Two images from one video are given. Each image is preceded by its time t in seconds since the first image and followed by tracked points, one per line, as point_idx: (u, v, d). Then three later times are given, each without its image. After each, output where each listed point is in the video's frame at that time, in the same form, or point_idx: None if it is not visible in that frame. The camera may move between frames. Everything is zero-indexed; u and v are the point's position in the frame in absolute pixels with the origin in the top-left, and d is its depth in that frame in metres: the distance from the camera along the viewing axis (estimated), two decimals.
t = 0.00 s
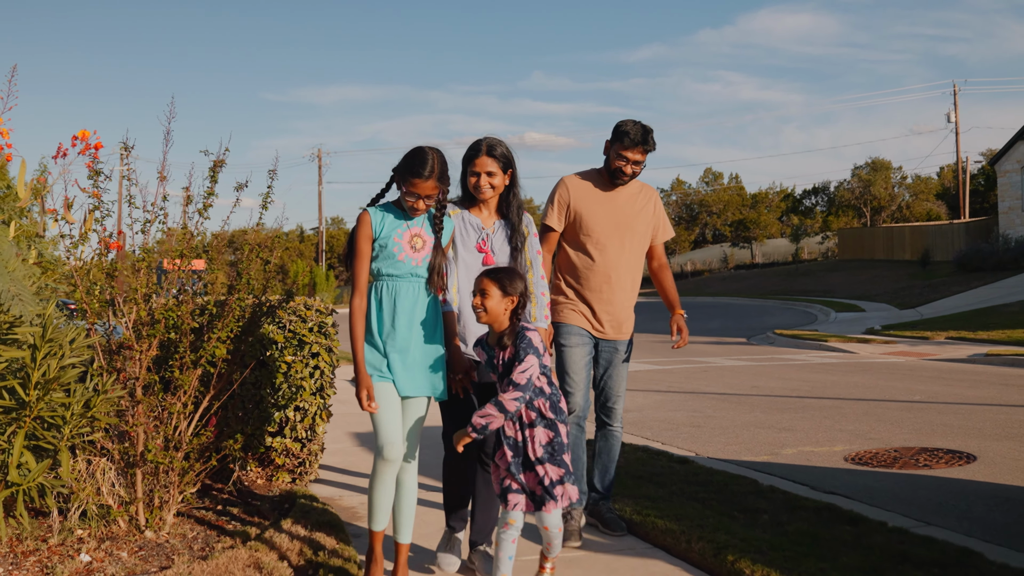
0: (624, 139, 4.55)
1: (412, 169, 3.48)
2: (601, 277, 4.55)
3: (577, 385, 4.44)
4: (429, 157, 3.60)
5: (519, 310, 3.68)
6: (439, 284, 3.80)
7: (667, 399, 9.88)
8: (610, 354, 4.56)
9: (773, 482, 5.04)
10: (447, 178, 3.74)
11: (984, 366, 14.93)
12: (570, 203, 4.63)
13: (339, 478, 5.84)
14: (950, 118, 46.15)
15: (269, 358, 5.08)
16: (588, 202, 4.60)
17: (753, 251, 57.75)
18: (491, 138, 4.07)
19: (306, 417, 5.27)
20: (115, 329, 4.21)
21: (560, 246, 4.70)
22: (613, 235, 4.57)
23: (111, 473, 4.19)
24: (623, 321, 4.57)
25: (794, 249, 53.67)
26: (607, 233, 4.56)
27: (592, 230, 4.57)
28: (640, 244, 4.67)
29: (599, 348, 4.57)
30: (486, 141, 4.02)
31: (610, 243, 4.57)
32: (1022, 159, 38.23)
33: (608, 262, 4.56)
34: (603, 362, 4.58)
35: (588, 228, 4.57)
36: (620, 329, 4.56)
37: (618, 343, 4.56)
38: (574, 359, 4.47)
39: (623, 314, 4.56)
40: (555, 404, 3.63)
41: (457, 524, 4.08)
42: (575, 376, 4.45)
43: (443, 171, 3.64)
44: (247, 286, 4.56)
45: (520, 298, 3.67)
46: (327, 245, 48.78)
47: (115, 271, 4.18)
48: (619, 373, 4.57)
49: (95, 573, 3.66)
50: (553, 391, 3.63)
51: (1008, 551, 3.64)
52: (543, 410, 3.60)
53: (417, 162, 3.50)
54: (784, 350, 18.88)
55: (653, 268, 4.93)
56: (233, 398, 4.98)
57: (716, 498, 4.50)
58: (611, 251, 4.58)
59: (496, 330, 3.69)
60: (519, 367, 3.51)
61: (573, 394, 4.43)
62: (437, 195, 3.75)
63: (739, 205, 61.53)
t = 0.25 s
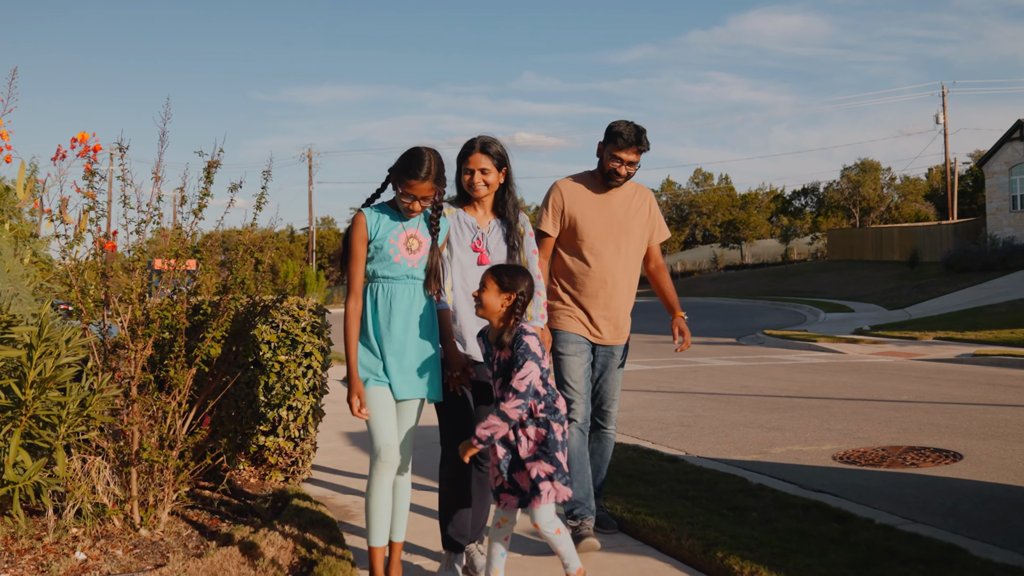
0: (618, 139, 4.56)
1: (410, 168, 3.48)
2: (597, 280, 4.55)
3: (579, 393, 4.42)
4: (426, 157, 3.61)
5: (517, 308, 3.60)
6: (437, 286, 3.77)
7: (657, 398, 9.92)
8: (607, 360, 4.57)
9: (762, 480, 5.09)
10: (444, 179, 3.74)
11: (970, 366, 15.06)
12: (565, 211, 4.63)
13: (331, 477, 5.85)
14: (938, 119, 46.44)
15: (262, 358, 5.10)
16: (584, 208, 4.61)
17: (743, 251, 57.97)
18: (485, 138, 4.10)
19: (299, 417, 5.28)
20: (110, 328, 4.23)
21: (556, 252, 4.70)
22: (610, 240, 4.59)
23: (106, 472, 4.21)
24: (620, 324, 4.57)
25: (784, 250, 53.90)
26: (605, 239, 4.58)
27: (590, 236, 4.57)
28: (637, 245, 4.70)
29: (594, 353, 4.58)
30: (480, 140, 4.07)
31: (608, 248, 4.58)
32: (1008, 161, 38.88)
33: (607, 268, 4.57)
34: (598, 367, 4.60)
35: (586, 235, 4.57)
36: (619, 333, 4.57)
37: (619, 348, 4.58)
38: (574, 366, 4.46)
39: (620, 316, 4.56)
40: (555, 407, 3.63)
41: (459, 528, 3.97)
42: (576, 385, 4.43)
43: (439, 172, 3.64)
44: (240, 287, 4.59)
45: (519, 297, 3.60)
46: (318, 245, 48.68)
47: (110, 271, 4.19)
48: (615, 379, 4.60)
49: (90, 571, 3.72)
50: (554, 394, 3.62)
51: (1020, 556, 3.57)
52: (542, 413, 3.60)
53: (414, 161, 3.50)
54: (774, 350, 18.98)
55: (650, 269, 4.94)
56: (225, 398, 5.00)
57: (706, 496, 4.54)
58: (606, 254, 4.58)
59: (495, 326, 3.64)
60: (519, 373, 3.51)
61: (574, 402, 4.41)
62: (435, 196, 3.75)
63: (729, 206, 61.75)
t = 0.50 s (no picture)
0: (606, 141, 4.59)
1: (405, 171, 3.49)
2: (595, 283, 4.56)
3: (579, 398, 4.44)
4: (421, 158, 3.61)
5: (514, 305, 3.54)
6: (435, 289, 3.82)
7: (647, 398, 9.96)
8: (604, 364, 4.60)
9: (751, 479, 5.13)
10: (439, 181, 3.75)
11: (957, 366, 15.18)
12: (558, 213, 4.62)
13: (322, 477, 5.86)
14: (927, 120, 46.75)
15: (255, 358, 5.11)
16: (578, 210, 4.61)
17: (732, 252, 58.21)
18: (478, 138, 4.08)
19: (291, 416, 5.29)
20: (104, 328, 4.25)
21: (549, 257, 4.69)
22: (607, 243, 4.61)
23: (100, 471, 4.23)
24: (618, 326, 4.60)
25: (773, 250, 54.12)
26: (602, 241, 4.59)
27: (586, 238, 4.57)
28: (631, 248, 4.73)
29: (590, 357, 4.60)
30: (473, 140, 4.06)
31: (604, 250, 4.60)
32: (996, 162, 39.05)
33: (604, 270, 4.58)
34: (593, 371, 4.61)
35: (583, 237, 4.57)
36: (618, 336, 4.60)
37: (617, 352, 4.60)
38: (574, 370, 4.47)
39: (617, 318, 4.58)
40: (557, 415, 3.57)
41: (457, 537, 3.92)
42: (576, 389, 4.45)
43: (434, 175, 3.66)
44: (235, 288, 4.61)
45: (518, 295, 3.54)
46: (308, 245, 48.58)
47: (105, 271, 4.21)
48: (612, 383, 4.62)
49: (85, 570, 3.74)
50: (557, 402, 3.56)
51: (1009, 554, 3.61)
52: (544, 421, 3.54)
53: (409, 163, 3.51)
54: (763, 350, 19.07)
55: (644, 270, 4.97)
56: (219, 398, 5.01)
57: (695, 495, 4.58)
58: (602, 256, 4.60)
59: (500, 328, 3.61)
60: (523, 385, 3.43)
61: (574, 407, 4.43)
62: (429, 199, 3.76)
63: (718, 206, 61.98)
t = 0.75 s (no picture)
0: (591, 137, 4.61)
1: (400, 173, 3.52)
2: (591, 280, 4.57)
3: (575, 400, 4.42)
4: (414, 159, 3.65)
5: (521, 305, 3.51)
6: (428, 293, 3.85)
7: (637, 398, 10.01)
8: (604, 365, 4.60)
9: (739, 478, 5.17)
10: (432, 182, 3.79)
11: (944, 366, 15.29)
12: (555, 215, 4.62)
13: (313, 477, 5.88)
14: (914, 122, 47.05)
15: (246, 358, 5.16)
16: (575, 211, 4.62)
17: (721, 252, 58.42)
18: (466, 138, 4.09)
19: (284, 418, 5.31)
20: (97, 329, 4.26)
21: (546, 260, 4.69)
22: (607, 240, 4.64)
23: (94, 472, 4.23)
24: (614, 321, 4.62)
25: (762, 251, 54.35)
26: (603, 240, 4.61)
27: (587, 239, 4.59)
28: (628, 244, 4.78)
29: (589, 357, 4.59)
30: (462, 142, 4.06)
31: (605, 249, 4.62)
32: (983, 162, 39.19)
33: (606, 269, 4.61)
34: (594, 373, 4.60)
35: (583, 238, 4.58)
36: (616, 333, 4.62)
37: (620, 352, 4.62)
38: (571, 372, 4.45)
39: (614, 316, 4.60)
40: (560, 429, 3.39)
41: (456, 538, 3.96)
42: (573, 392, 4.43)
43: (426, 177, 3.70)
44: (229, 289, 4.64)
45: (524, 295, 3.50)
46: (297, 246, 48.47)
47: (99, 272, 4.23)
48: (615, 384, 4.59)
49: (79, 569, 3.76)
50: (558, 414, 3.39)
51: (1012, 556, 3.61)
52: (543, 433, 3.37)
53: (404, 165, 3.54)
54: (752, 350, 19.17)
55: (634, 267, 4.98)
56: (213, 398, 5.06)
57: (684, 493, 4.62)
58: (595, 253, 4.61)
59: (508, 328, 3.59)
60: (521, 384, 3.35)
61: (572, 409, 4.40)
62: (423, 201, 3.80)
63: (707, 207, 62.20)
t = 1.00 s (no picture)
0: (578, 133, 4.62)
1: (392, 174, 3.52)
2: (583, 278, 4.59)
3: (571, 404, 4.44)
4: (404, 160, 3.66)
5: (535, 305, 3.49)
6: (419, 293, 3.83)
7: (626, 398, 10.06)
8: (609, 362, 4.62)
9: (726, 477, 5.23)
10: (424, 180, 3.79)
11: (931, 365, 15.42)
12: (550, 209, 4.64)
13: (304, 477, 5.90)
14: (902, 123, 47.35)
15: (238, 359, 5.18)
16: (573, 206, 4.65)
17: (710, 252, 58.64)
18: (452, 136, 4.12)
19: (275, 418, 5.32)
20: (89, 330, 4.28)
21: (544, 258, 4.69)
22: (600, 237, 4.66)
23: (87, 472, 4.23)
24: (608, 320, 4.63)
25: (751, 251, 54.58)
26: (604, 237, 4.65)
27: (588, 234, 4.61)
28: (622, 241, 4.84)
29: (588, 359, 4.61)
30: (448, 139, 4.09)
31: (605, 247, 4.67)
32: (970, 163, 39.53)
33: (606, 266, 4.66)
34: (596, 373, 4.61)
35: (583, 234, 4.61)
36: (612, 330, 4.62)
37: (623, 347, 4.64)
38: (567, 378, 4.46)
39: (610, 314, 4.61)
40: (562, 430, 3.41)
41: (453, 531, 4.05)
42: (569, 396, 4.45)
43: (418, 177, 3.70)
44: (222, 290, 4.65)
45: (539, 295, 3.49)
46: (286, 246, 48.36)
47: (92, 273, 4.24)
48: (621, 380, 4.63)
49: (73, 569, 3.78)
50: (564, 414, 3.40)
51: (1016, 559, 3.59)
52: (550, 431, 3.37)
53: (394, 166, 3.55)
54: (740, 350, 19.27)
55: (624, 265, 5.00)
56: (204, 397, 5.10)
57: (671, 492, 4.67)
58: (588, 250, 4.63)
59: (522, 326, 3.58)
60: (538, 368, 3.33)
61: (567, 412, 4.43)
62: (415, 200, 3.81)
63: (696, 207, 62.43)
